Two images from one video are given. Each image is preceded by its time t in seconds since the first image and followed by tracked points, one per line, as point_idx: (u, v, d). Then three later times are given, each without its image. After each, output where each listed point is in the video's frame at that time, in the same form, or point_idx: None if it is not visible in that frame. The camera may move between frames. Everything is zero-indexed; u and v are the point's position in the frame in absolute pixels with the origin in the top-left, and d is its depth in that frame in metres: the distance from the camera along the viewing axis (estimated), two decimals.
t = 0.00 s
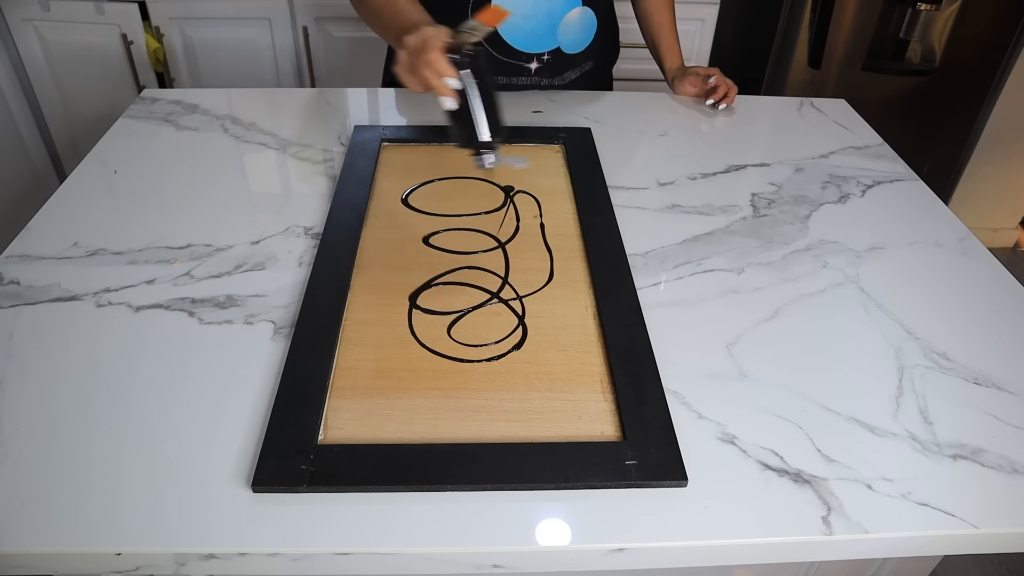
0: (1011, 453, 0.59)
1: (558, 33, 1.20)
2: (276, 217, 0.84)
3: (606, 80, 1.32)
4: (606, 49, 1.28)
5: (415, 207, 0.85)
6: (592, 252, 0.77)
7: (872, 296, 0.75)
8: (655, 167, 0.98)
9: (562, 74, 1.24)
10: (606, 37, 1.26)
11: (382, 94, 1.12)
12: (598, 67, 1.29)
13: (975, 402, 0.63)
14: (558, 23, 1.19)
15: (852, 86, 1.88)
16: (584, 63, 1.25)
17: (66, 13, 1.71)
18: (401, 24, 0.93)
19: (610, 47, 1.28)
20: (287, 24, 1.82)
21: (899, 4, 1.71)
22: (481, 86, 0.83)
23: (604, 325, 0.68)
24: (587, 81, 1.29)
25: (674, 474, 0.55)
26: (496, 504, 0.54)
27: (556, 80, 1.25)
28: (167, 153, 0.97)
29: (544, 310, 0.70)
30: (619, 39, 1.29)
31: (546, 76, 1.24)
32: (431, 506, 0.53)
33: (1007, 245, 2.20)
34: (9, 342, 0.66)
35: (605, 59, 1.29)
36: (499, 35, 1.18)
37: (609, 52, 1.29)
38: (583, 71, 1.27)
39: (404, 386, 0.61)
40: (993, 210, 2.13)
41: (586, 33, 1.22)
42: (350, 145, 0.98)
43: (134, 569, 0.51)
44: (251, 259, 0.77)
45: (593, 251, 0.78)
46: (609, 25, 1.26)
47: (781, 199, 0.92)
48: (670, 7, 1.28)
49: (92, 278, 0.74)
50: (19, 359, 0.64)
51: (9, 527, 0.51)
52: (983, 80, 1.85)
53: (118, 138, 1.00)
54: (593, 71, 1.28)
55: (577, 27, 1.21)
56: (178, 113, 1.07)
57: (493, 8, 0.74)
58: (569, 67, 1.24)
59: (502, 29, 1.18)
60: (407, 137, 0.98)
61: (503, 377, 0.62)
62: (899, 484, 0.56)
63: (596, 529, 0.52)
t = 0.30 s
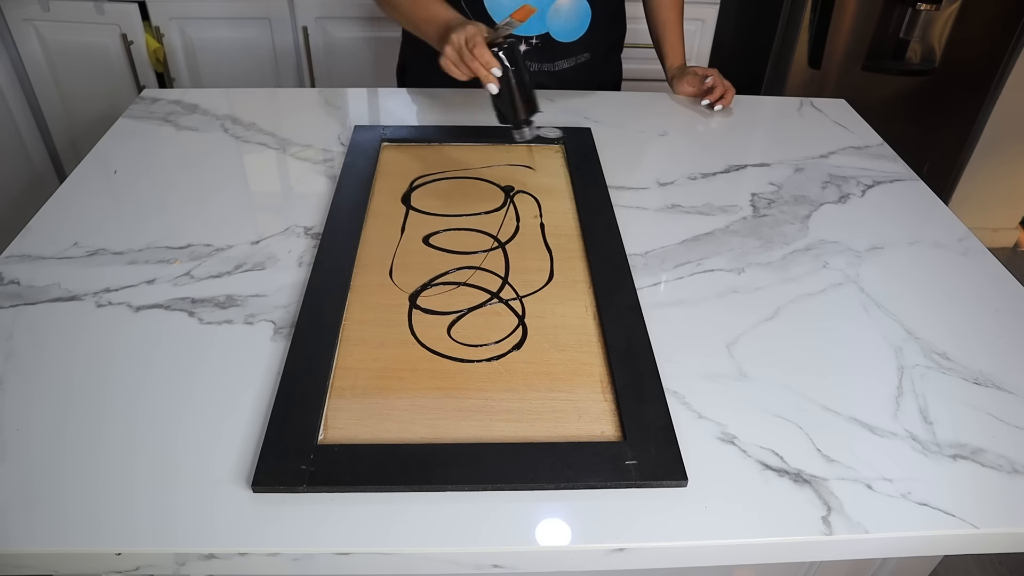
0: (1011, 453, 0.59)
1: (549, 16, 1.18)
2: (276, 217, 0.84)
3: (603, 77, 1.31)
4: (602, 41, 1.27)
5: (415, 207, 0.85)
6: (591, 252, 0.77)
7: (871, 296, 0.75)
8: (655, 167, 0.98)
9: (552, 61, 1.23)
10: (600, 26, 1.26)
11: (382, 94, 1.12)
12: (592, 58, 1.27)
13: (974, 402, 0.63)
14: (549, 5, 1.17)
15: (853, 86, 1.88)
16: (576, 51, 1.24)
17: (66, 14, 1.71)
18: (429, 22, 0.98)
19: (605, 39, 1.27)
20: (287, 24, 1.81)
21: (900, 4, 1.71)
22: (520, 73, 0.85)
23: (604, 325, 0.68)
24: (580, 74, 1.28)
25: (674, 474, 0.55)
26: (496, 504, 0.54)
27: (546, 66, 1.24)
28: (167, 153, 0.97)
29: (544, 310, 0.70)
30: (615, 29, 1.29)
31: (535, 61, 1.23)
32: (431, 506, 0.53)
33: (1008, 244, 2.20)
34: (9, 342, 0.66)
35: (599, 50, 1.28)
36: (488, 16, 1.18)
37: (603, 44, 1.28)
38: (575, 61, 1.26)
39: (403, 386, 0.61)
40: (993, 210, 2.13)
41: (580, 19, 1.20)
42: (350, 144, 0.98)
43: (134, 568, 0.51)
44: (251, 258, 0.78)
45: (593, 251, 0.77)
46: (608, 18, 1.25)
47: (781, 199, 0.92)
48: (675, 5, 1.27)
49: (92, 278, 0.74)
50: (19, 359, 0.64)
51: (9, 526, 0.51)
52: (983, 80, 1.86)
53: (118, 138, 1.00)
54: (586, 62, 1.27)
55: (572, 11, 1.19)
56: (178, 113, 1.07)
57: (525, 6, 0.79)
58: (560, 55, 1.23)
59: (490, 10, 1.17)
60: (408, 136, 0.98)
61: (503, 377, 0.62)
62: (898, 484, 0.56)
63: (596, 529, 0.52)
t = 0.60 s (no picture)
0: (1011, 453, 0.59)
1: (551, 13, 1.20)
2: (276, 217, 0.84)
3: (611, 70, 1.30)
4: (607, 34, 1.26)
5: (416, 207, 0.85)
6: (591, 252, 0.77)
7: (871, 296, 0.75)
8: (655, 167, 0.98)
9: (554, 53, 1.24)
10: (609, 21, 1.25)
11: (382, 94, 1.12)
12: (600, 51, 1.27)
13: (974, 402, 0.63)
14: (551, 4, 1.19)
15: (853, 86, 1.87)
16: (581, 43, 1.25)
17: (66, 14, 1.72)
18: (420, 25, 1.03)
19: (613, 31, 1.26)
20: (287, 24, 1.82)
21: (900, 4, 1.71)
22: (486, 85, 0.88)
23: (604, 325, 0.68)
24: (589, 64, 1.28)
25: (674, 474, 0.55)
26: (495, 504, 0.54)
27: (547, 59, 1.25)
28: (167, 153, 0.97)
29: (544, 310, 0.70)
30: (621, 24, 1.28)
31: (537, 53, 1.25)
32: (431, 506, 0.54)
33: (1008, 244, 2.19)
34: (9, 342, 0.66)
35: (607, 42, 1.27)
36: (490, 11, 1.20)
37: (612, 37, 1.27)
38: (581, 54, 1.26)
39: (403, 386, 0.61)
40: (993, 210, 2.13)
41: (581, 17, 1.22)
42: (350, 144, 0.98)
43: (134, 568, 0.51)
44: (251, 259, 0.78)
45: (593, 251, 0.77)
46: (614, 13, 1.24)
47: (781, 199, 0.92)
48: None
49: (92, 278, 0.74)
50: (20, 359, 0.64)
51: (10, 526, 0.51)
52: (983, 80, 1.86)
53: (118, 138, 1.00)
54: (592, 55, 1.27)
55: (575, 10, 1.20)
56: (178, 113, 1.07)
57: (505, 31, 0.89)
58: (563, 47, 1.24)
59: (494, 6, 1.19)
60: (408, 136, 0.98)
61: (503, 376, 0.62)
62: (898, 484, 0.56)
63: (596, 530, 0.52)
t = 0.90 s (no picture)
0: (1011, 453, 0.59)
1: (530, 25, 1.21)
2: (276, 217, 0.84)
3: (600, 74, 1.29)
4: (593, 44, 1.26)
5: (416, 207, 0.85)
6: (591, 252, 0.77)
7: (871, 296, 0.75)
8: (654, 167, 0.98)
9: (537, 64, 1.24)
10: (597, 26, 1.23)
11: (381, 94, 1.12)
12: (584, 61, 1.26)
13: (973, 402, 0.63)
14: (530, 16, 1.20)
15: (853, 86, 1.87)
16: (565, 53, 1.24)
17: (66, 14, 1.72)
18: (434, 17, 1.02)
19: (598, 44, 1.26)
20: (287, 25, 1.82)
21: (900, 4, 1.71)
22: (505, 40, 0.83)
23: (605, 325, 0.68)
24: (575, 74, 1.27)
25: (674, 474, 0.55)
26: (495, 504, 0.54)
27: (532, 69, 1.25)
28: (168, 153, 0.97)
29: (545, 310, 0.70)
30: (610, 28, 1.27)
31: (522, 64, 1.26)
32: (431, 506, 0.54)
33: (1008, 244, 2.19)
34: (10, 342, 0.66)
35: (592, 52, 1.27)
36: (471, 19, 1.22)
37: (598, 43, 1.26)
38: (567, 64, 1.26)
39: (403, 386, 0.61)
40: (993, 210, 2.13)
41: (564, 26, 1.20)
42: (350, 144, 0.98)
43: (134, 568, 0.51)
44: (251, 259, 0.77)
45: (593, 252, 0.77)
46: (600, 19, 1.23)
47: (781, 199, 0.92)
48: None
49: (92, 278, 0.74)
50: (20, 359, 0.64)
51: (10, 527, 0.51)
52: (983, 80, 1.86)
53: (118, 138, 1.00)
54: (576, 65, 1.26)
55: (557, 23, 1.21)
56: (178, 113, 1.07)
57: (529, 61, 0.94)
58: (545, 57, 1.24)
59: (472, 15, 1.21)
60: (408, 136, 0.98)
61: (503, 377, 0.62)
62: (898, 484, 0.56)
63: (596, 530, 0.52)
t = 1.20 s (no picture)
0: (1011, 453, 0.59)
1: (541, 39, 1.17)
2: (276, 217, 0.84)
3: (602, 78, 1.27)
4: (598, 51, 1.23)
5: (416, 207, 0.85)
6: (592, 252, 0.77)
7: (871, 296, 0.75)
8: (655, 167, 0.98)
9: (544, 73, 1.21)
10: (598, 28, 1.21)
11: (381, 94, 1.12)
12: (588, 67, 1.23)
13: (973, 402, 0.63)
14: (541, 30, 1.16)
15: (853, 86, 1.87)
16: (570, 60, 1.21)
17: (66, 14, 1.72)
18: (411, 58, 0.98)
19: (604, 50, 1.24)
20: (287, 25, 1.82)
21: (900, 4, 1.71)
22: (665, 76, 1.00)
23: (605, 325, 0.68)
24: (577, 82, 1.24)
25: (674, 474, 0.55)
26: (494, 504, 0.54)
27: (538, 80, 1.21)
28: (168, 153, 0.97)
29: (545, 310, 0.70)
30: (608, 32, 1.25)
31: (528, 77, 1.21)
32: (431, 506, 0.54)
33: (1008, 244, 2.19)
34: (10, 342, 0.66)
35: (597, 56, 1.24)
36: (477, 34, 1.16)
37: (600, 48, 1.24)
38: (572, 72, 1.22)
39: (403, 386, 0.61)
40: (993, 210, 2.12)
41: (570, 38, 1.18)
42: (350, 145, 0.98)
43: (134, 569, 0.51)
44: (251, 259, 0.77)
45: (593, 252, 0.77)
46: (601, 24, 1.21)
47: (781, 199, 0.92)
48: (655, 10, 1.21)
49: (92, 278, 0.74)
50: (20, 359, 0.64)
51: (10, 527, 0.51)
52: (983, 80, 1.85)
53: (118, 138, 1.00)
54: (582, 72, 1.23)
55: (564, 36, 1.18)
56: (178, 113, 1.07)
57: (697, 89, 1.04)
58: (552, 65, 1.21)
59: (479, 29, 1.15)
60: (408, 136, 0.98)
61: (503, 377, 0.62)
62: (898, 484, 0.56)
63: (596, 530, 0.52)
